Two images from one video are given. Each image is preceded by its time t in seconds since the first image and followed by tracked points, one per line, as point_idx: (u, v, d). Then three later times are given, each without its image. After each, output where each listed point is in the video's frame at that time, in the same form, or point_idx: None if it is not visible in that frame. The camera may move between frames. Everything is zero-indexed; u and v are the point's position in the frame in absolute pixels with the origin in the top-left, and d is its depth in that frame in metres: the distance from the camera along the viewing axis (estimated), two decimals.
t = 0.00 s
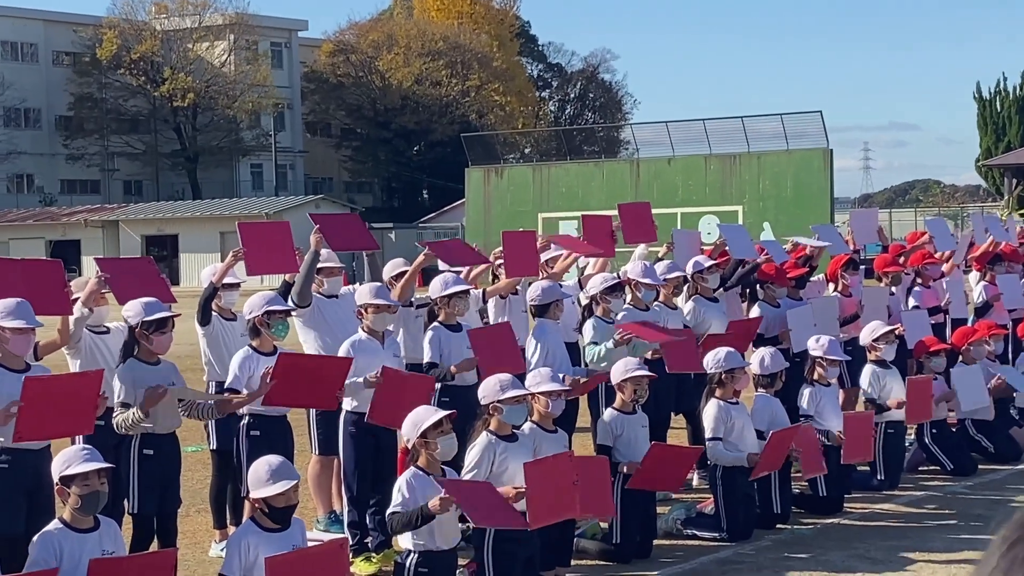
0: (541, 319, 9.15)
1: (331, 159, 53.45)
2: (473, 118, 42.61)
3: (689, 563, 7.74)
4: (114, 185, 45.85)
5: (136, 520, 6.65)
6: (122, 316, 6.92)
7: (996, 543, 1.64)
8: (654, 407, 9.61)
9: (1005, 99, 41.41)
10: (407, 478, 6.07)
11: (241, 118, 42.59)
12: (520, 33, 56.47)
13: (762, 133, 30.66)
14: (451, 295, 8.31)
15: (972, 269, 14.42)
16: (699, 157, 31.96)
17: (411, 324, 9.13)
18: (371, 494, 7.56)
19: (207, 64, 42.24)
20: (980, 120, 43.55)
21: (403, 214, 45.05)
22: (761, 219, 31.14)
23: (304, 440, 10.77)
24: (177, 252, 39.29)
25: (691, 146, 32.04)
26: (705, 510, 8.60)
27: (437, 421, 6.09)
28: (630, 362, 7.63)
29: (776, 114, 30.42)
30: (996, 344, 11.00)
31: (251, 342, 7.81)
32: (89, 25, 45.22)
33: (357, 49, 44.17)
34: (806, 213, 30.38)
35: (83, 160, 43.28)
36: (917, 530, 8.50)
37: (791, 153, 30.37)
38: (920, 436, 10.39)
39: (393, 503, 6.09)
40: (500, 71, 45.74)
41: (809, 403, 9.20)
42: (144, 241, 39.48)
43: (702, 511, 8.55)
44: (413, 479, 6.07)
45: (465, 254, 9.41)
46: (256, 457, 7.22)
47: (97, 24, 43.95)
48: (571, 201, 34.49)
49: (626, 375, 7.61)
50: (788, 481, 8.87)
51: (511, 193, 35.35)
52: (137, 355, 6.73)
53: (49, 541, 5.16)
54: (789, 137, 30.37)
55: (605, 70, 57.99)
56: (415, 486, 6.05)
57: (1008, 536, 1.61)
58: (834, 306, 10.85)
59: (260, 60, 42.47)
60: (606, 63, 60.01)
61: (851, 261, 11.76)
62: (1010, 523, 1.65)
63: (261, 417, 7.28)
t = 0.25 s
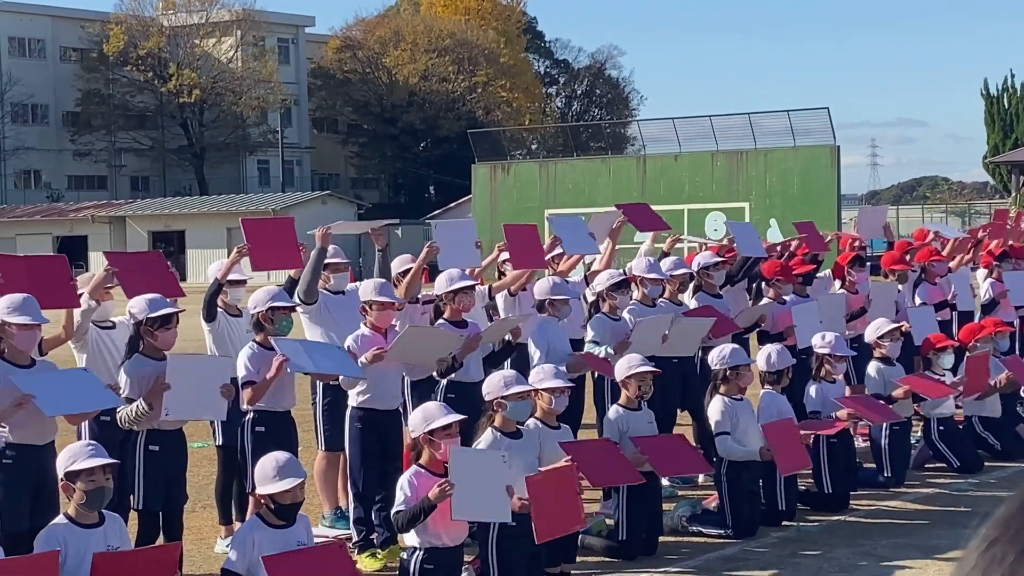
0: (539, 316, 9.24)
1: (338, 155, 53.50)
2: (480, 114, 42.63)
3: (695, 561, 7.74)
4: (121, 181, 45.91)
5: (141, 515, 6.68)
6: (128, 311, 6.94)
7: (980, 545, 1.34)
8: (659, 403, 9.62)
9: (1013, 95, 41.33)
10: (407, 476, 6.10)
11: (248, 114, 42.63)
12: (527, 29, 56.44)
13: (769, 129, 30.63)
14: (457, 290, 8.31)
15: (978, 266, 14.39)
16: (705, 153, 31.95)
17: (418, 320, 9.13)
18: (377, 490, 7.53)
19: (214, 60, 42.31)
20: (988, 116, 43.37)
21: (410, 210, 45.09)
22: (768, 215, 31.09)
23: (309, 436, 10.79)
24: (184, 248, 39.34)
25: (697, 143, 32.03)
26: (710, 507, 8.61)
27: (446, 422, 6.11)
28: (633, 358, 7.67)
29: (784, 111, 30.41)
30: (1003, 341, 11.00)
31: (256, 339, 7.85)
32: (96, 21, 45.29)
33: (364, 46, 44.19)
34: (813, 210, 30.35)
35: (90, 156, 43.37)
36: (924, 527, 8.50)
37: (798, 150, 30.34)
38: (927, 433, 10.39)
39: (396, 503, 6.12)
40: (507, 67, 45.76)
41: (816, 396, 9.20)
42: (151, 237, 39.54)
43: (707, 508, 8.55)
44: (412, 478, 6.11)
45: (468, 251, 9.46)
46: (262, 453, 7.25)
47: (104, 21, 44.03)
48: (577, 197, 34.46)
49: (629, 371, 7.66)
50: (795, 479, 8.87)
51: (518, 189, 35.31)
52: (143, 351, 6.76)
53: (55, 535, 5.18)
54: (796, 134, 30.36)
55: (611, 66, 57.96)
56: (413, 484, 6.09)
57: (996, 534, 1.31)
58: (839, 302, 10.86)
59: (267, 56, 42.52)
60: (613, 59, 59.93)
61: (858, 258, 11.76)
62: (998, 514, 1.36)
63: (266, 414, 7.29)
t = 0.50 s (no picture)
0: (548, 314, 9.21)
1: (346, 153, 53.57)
2: (488, 112, 42.65)
3: (702, 559, 7.73)
4: (129, 177, 45.97)
5: (149, 511, 6.69)
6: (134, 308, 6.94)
7: (971, 542, 1.29)
8: (666, 402, 9.60)
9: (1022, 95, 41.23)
10: (413, 474, 6.09)
11: (257, 112, 42.64)
12: (535, 28, 56.42)
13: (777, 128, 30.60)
14: (465, 288, 8.29)
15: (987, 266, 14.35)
16: (713, 152, 31.93)
17: (425, 317, 9.13)
18: (384, 487, 7.58)
19: (223, 57, 42.36)
20: (997, 116, 43.28)
21: (418, 209, 45.12)
22: (776, 214, 31.09)
23: (316, 434, 10.80)
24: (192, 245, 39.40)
25: (706, 141, 32.02)
26: (717, 505, 8.60)
27: (457, 423, 6.08)
28: (641, 356, 7.67)
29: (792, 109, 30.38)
30: (1012, 341, 10.98)
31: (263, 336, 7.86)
32: (105, 18, 45.36)
33: (373, 44, 44.21)
34: (821, 209, 30.30)
35: (99, 152, 43.45)
36: (931, 527, 8.48)
37: (806, 149, 30.30)
38: (935, 433, 10.40)
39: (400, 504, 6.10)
40: (516, 65, 45.77)
41: (824, 397, 9.15)
42: (159, 234, 39.60)
43: (714, 507, 8.54)
44: (418, 475, 6.10)
45: (477, 248, 9.44)
46: (269, 450, 7.25)
47: (113, 18, 44.11)
48: (585, 195, 34.49)
49: (636, 370, 7.65)
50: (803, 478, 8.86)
51: (526, 187, 35.29)
52: (150, 347, 6.74)
53: (62, 531, 5.19)
54: (804, 132, 30.33)
55: (619, 64, 57.95)
56: (419, 482, 6.08)
57: (982, 531, 1.28)
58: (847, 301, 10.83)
59: (275, 53, 42.57)
60: (621, 57, 59.90)
61: (867, 257, 11.72)
62: (989, 512, 1.31)
63: (273, 412, 7.30)
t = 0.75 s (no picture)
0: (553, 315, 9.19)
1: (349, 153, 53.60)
2: (491, 112, 42.66)
3: (705, 560, 7.72)
4: (133, 177, 45.97)
5: (151, 510, 6.68)
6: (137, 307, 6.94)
7: (974, 536, 1.22)
8: (670, 403, 9.59)
9: None
10: (414, 475, 6.08)
11: (260, 112, 42.61)
12: (539, 28, 56.40)
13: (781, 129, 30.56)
14: (467, 289, 8.27)
15: (990, 268, 14.34)
16: (717, 152, 31.91)
17: (428, 317, 9.13)
18: (387, 487, 7.56)
19: (226, 57, 42.38)
20: (1001, 117, 43.18)
21: (422, 209, 45.11)
22: (780, 215, 31.04)
23: (318, 434, 10.79)
24: (195, 244, 39.40)
25: (709, 142, 32.01)
26: (720, 506, 8.57)
27: (458, 423, 6.07)
28: (644, 357, 7.65)
29: (796, 110, 30.35)
30: (1015, 342, 10.96)
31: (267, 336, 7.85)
32: (109, 18, 45.37)
33: (376, 44, 44.18)
34: (825, 210, 30.27)
35: (102, 152, 43.44)
36: (934, 528, 8.46)
37: (810, 150, 30.28)
38: (937, 434, 10.37)
39: (402, 506, 6.09)
40: (519, 65, 45.75)
41: (828, 397, 9.12)
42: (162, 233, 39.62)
43: (717, 508, 8.52)
44: (419, 476, 6.09)
45: (480, 248, 9.44)
46: (271, 450, 7.24)
47: (117, 17, 44.12)
48: (589, 196, 34.56)
49: (639, 370, 7.64)
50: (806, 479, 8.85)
51: (529, 187, 35.25)
52: (152, 346, 6.73)
53: (64, 531, 5.18)
54: (808, 134, 30.33)
55: (623, 65, 57.90)
56: (419, 483, 6.06)
57: (987, 524, 1.20)
58: (851, 303, 10.82)
59: (279, 53, 42.55)
60: (625, 57, 59.83)
61: (870, 258, 11.71)
62: (994, 505, 1.23)
63: (276, 411, 7.29)
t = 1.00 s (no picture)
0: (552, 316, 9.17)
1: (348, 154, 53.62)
2: (490, 114, 42.70)
3: (702, 561, 7.71)
4: (131, 178, 45.96)
5: (149, 511, 6.67)
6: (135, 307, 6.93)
7: (972, 526, 1.19)
8: (668, 405, 9.60)
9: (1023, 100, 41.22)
10: (413, 475, 6.07)
11: (258, 113, 42.59)
12: (538, 30, 56.44)
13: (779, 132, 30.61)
14: (464, 290, 8.26)
15: (988, 271, 14.35)
16: (715, 155, 31.97)
17: (426, 318, 9.13)
18: (385, 487, 7.55)
19: (225, 58, 42.39)
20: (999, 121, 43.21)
21: (420, 211, 45.13)
22: (777, 218, 30.99)
23: (317, 434, 10.79)
24: (193, 245, 39.40)
25: (707, 145, 32.06)
26: (717, 508, 8.57)
27: (456, 423, 6.07)
28: (641, 358, 7.64)
29: (794, 113, 30.41)
30: (1012, 346, 10.97)
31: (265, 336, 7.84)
32: (108, 18, 45.40)
33: (375, 45, 44.18)
34: (823, 213, 30.31)
35: (100, 152, 43.43)
36: (931, 530, 8.47)
37: (808, 153, 30.31)
38: (935, 437, 10.37)
39: (400, 506, 6.09)
40: (518, 67, 45.80)
41: (826, 399, 9.13)
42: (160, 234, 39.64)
43: (714, 509, 8.53)
44: (418, 476, 6.08)
45: (478, 249, 9.44)
46: (269, 450, 7.23)
47: (116, 18, 44.13)
48: (587, 197, 34.44)
49: (637, 371, 7.63)
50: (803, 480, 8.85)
51: (528, 189, 35.27)
52: (151, 346, 6.74)
53: (61, 531, 5.18)
54: (806, 137, 30.38)
55: (622, 68, 57.94)
56: (418, 483, 6.06)
57: (987, 514, 1.18)
58: (848, 306, 10.83)
59: (277, 54, 42.55)
60: (624, 60, 59.87)
61: (868, 261, 11.71)
62: (991, 495, 1.21)
63: (274, 411, 7.29)
